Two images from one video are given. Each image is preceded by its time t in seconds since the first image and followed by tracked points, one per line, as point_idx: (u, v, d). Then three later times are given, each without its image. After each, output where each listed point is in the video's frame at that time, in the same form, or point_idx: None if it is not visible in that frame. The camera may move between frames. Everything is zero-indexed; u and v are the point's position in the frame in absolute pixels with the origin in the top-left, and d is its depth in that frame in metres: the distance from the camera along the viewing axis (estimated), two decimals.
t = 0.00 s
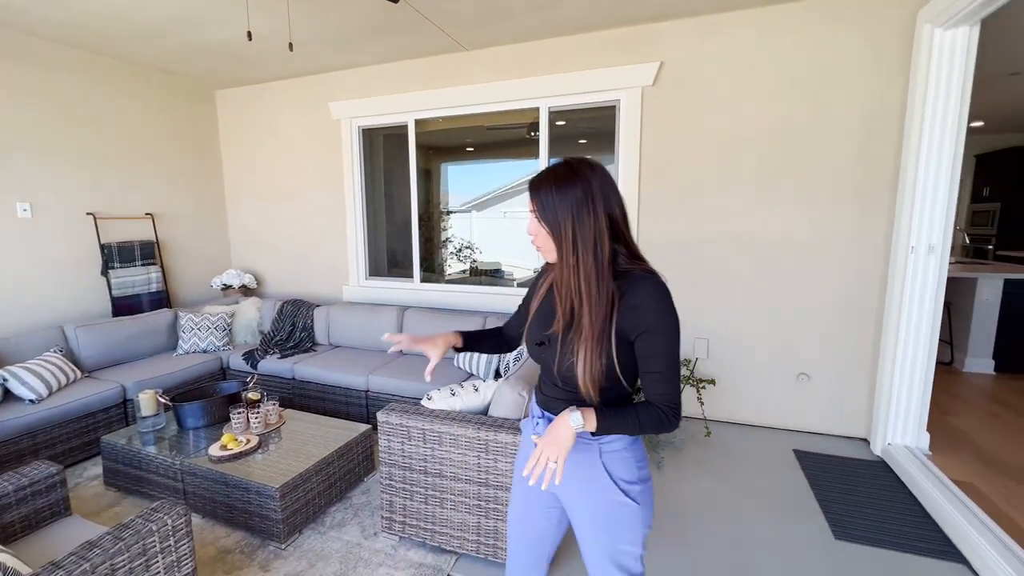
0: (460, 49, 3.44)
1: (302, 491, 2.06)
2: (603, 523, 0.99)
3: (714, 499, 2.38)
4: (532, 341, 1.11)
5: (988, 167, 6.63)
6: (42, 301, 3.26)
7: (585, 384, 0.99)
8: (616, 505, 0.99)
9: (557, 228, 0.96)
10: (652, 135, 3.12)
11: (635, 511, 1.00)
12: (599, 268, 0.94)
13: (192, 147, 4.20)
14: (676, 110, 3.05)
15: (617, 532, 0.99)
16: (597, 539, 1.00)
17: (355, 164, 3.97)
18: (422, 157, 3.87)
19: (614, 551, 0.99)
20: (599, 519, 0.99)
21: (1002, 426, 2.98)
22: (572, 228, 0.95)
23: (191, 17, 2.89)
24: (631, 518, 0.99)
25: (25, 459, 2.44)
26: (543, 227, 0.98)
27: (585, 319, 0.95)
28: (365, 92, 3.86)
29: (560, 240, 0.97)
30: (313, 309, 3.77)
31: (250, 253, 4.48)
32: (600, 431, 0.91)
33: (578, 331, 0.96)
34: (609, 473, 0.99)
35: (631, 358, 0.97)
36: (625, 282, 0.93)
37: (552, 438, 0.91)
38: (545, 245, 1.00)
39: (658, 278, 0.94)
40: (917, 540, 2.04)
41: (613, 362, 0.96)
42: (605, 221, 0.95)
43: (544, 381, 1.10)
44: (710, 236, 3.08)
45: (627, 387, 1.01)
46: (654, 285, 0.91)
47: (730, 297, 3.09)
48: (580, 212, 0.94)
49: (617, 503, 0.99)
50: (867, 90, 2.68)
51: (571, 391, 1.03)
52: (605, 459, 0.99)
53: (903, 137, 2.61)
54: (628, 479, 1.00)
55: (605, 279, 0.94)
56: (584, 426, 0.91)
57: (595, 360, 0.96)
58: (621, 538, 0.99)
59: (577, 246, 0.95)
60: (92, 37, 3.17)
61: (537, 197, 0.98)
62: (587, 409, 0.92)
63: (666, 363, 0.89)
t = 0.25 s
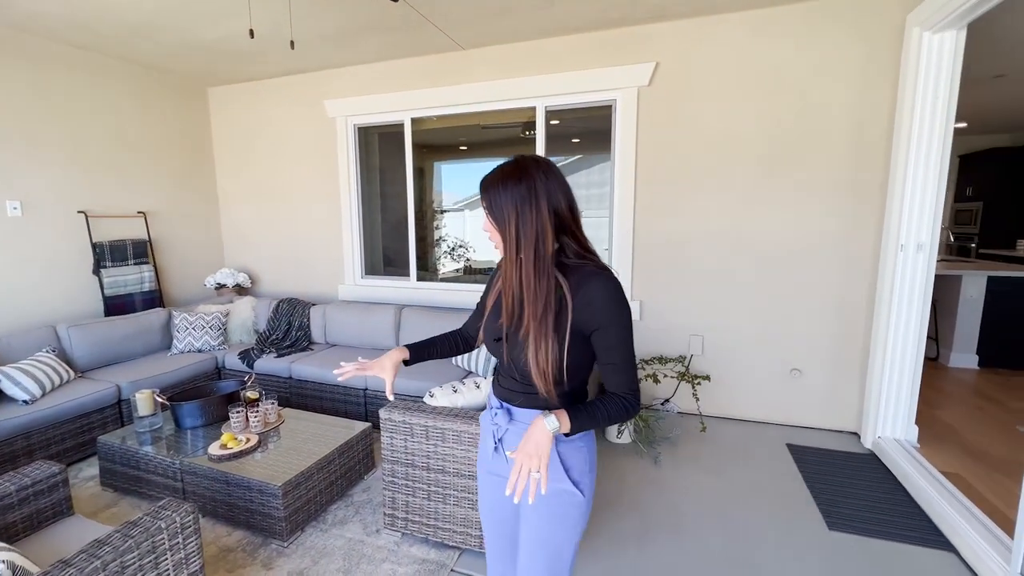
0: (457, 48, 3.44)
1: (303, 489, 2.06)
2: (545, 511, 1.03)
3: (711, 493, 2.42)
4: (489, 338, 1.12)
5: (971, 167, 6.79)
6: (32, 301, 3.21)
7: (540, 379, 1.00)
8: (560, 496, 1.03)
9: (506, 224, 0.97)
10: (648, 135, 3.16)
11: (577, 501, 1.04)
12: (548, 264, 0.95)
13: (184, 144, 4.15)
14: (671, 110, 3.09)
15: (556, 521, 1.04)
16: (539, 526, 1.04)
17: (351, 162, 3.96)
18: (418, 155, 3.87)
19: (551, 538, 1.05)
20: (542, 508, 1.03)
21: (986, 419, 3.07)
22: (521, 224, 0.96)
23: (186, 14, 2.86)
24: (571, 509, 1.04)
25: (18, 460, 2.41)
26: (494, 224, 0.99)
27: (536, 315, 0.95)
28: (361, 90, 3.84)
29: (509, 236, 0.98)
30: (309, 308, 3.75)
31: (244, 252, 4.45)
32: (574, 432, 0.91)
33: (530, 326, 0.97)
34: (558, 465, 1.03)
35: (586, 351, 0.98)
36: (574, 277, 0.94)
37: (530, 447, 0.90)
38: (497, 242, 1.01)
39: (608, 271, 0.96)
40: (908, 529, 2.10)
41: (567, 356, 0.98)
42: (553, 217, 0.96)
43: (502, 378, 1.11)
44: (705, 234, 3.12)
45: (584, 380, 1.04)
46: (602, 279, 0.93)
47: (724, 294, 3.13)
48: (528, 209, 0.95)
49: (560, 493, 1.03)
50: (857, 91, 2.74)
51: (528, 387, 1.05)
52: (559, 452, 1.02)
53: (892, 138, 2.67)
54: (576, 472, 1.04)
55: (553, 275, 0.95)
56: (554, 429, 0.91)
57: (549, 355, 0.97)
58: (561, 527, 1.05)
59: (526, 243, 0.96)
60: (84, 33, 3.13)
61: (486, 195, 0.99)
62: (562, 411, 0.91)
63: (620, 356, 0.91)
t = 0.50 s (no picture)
0: (457, 48, 3.46)
1: (308, 486, 2.08)
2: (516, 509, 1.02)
3: (711, 487, 2.46)
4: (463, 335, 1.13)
5: (961, 166, 6.89)
6: (31, 300, 3.19)
7: (508, 375, 1.01)
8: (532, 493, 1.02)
9: (472, 221, 0.99)
10: (647, 134, 3.19)
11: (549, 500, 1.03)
12: (513, 260, 0.97)
13: (182, 143, 4.14)
14: (669, 110, 3.12)
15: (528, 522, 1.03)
16: (511, 526, 1.03)
17: (350, 161, 3.97)
18: (418, 155, 3.88)
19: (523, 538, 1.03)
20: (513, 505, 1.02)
21: (977, 414, 3.13)
22: (487, 221, 0.97)
23: (187, 12, 2.85)
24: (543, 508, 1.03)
25: (20, 459, 2.41)
26: (461, 221, 1.01)
27: (502, 311, 0.97)
28: (361, 88, 3.85)
29: (476, 233, 0.99)
30: (309, 307, 3.76)
31: (242, 251, 4.44)
32: (541, 427, 0.92)
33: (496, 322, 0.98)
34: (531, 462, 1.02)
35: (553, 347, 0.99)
36: (540, 272, 0.95)
37: (496, 442, 0.92)
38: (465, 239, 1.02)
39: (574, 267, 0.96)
40: (903, 521, 2.15)
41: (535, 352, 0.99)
42: (519, 213, 0.98)
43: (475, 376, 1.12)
44: (703, 233, 3.16)
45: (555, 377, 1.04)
46: (567, 274, 0.94)
47: (722, 292, 3.17)
48: (494, 205, 0.96)
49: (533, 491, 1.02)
50: (853, 92, 2.79)
51: (497, 383, 1.06)
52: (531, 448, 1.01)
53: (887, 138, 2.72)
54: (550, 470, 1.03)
55: (519, 271, 0.96)
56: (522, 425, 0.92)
57: (515, 351, 0.98)
58: (533, 527, 1.03)
59: (492, 240, 0.98)
60: (83, 31, 3.11)
61: (454, 191, 1.00)
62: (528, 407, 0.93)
63: (586, 351, 0.92)
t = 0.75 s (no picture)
0: (461, 47, 3.48)
1: (318, 482, 2.10)
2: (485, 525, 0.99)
3: (714, 482, 2.49)
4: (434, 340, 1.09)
5: (959, 165, 6.94)
6: (36, 299, 3.20)
7: (475, 385, 0.97)
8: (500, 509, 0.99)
9: (448, 223, 0.95)
10: (650, 134, 3.21)
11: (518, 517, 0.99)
12: (487, 265, 0.93)
13: (186, 142, 4.14)
14: (672, 110, 3.14)
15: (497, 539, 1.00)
16: (480, 542, 1.00)
17: (354, 159, 3.98)
18: (421, 154, 3.90)
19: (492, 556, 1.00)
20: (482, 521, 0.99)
21: (975, 410, 3.17)
22: (463, 223, 0.93)
23: (192, 12, 2.86)
24: (513, 526, 1.00)
25: (29, 457, 2.42)
26: (437, 221, 0.97)
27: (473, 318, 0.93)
28: (364, 88, 3.86)
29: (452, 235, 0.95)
30: (313, 305, 3.77)
31: (245, 249, 4.45)
32: (511, 444, 0.87)
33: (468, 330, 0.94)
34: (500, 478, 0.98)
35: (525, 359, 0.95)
36: (515, 279, 0.91)
37: (462, 461, 0.86)
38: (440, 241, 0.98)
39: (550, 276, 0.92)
40: (904, 516, 2.18)
41: (505, 363, 0.95)
42: (496, 216, 0.93)
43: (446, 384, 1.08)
44: (705, 232, 3.19)
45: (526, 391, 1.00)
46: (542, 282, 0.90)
47: (724, 290, 3.20)
48: (472, 207, 0.92)
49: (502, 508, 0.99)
50: (854, 92, 2.81)
51: (466, 393, 1.02)
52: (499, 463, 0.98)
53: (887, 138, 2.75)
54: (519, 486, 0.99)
55: (494, 277, 0.92)
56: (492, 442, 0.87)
57: (485, 360, 0.94)
58: (501, 545, 1.00)
59: (468, 243, 0.94)
60: (87, 30, 3.12)
61: (431, 190, 0.96)
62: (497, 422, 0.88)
63: (558, 366, 0.88)
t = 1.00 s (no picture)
0: (469, 47, 3.49)
1: (332, 477, 2.12)
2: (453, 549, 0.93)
3: (722, 479, 2.51)
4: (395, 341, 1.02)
5: (965, 164, 6.93)
6: (48, 296, 3.23)
7: (430, 393, 0.90)
8: (468, 531, 0.93)
9: (414, 215, 0.87)
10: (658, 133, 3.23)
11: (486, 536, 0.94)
12: (451, 264, 0.85)
13: (195, 141, 4.18)
14: (679, 109, 3.16)
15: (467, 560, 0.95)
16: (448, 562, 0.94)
17: (361, 158, 4.00)
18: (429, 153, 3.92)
19: None
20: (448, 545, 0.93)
21: (981, 408, 3.18)
22: (429, 217, 0.86)
23: (203, 12, 2.89)
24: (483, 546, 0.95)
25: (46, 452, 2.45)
26: (403, 212, 0.89)
27: (433, 321, 0.85)
28: (372, 87, 3.88)
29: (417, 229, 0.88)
30: (322, 303, 3.81)
31: (254, 248, 4.48)
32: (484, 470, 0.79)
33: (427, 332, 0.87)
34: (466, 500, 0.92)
35: (488, 368, 0.88)
36: (481, 281, 0.84)
37: (434, 493, 0.79)
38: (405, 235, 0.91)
39: (519, 281, 0.85)
40: (911, 512, 2.20)
41: (466, 371, 0.87)
42: (465, 212, 0.86)
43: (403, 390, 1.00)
44: (712, 230, 3.20)
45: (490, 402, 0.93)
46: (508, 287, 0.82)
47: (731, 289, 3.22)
48: (439, 199, 0.85)
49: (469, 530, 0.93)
50: (861, 92, 2.83)
51: (421, 402, 0.94)
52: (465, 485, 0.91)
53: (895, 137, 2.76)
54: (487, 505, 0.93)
55: (457, 277, 0.85)
56: (460, 469, 0.78)
57: (442, 366, 0.87)
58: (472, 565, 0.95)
59: (432, 238, 0.86)
60: (99, 31, 3.15)
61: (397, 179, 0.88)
62: (469, 447, 0.79)
63: (523, 378, 0.81)
